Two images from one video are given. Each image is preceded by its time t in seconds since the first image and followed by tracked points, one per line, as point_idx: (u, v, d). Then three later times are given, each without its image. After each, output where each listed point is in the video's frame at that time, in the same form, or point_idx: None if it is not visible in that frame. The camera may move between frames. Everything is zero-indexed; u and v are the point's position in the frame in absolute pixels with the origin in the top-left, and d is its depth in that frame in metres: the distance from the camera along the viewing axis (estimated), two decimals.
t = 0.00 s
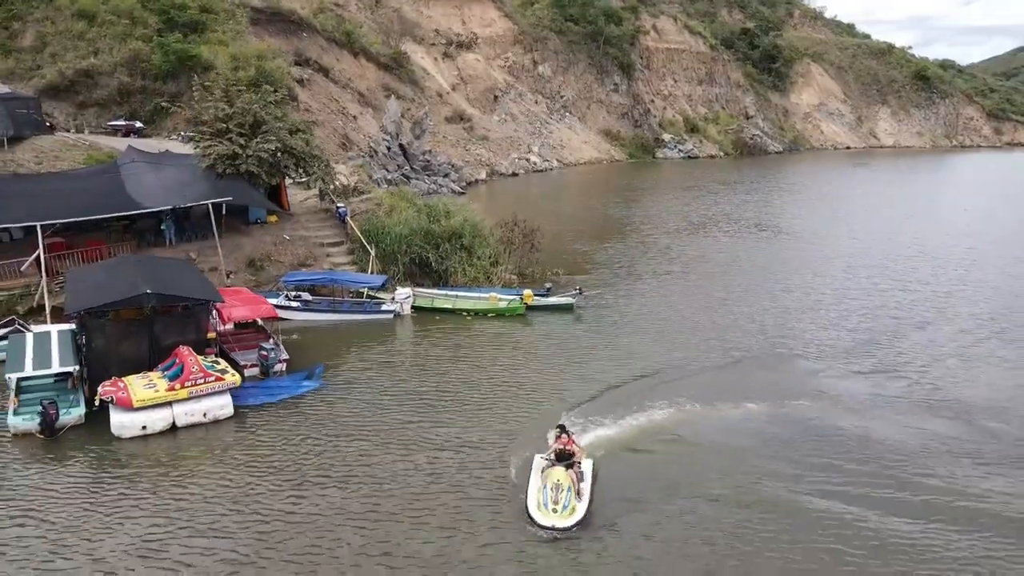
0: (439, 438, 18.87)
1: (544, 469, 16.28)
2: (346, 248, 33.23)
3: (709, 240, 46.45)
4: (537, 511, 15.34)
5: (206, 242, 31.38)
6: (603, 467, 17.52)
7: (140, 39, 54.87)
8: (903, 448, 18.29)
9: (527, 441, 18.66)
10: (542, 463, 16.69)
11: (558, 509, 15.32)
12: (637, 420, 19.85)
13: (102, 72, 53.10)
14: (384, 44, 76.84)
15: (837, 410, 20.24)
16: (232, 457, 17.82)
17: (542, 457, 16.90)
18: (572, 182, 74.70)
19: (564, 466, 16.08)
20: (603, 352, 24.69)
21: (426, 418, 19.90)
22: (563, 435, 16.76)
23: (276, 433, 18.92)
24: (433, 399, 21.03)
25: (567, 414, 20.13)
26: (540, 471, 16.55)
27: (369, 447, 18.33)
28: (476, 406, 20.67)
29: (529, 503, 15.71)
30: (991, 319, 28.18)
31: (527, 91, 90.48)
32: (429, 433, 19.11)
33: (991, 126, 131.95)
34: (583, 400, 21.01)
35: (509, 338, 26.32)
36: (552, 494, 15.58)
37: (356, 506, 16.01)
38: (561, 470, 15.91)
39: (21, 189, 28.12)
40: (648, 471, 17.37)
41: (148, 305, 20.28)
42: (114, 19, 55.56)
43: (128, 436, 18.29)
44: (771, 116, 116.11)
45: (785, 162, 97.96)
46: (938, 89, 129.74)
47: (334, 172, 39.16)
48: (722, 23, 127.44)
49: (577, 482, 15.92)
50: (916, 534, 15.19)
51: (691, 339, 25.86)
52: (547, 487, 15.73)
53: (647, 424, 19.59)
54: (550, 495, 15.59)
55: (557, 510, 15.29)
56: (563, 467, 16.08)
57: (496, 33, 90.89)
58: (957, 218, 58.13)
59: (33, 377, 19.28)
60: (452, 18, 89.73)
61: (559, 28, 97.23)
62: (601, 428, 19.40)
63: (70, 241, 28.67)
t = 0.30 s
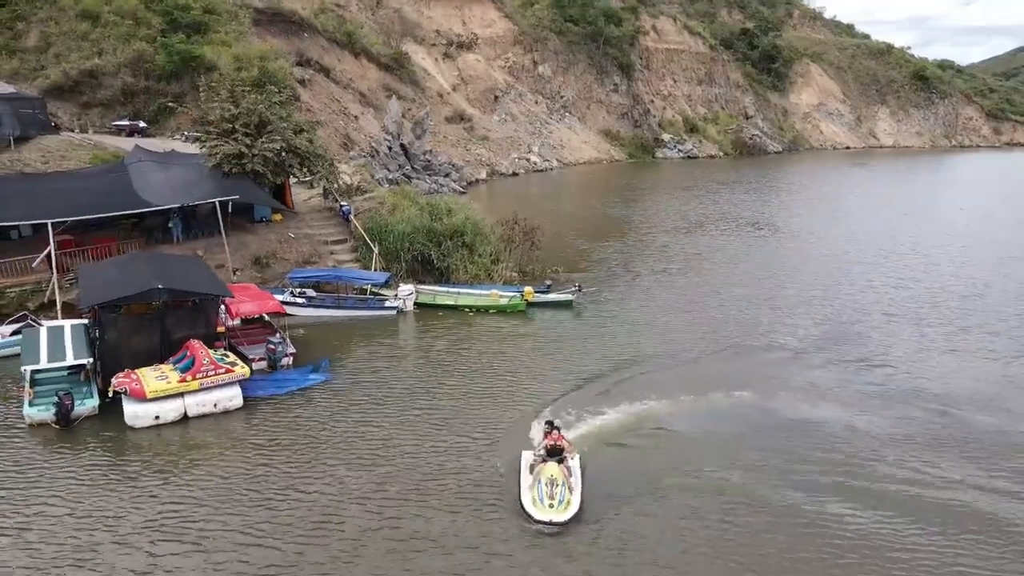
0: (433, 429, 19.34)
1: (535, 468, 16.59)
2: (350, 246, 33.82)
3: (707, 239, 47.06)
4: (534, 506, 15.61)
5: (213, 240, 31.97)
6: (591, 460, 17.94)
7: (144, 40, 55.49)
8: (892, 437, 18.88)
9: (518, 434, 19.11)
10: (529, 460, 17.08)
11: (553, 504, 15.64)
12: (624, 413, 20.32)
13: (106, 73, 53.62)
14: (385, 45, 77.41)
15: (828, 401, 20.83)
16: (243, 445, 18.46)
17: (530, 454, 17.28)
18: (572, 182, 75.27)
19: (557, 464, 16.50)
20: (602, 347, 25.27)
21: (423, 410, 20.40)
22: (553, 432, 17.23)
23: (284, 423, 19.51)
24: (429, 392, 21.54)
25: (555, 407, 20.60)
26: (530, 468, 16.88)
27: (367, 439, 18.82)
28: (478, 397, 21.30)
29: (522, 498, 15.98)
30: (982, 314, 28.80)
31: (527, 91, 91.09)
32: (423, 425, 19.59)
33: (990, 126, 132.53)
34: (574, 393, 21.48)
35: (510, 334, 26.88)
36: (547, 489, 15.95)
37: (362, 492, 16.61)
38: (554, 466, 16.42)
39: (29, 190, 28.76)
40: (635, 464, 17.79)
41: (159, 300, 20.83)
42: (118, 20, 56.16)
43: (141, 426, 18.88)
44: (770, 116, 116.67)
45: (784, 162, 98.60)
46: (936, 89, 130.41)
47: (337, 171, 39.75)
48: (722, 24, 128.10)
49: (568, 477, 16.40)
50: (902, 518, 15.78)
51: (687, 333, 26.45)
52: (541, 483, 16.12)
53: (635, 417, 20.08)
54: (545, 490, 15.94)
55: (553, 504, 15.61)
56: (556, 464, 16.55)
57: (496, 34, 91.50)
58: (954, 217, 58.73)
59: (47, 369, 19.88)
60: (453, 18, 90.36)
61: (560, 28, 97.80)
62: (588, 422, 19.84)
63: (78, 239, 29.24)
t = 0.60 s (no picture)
0: (426, 425, 19.70)
1: (528, 472, 16.58)
2: (352, 245, 34.32)
3: (705, 238, 47.59)
4: (532, 507, 15.72)
5: (218, 239, 32.46)
6: (580, 457, 18.26)
7: (146, 41, 55.99)
8: (884, 431, 19.34)
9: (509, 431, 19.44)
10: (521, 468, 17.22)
11: (552, 503, 15.74)
12: (613, 410, 20.64)
13: (109, 74, 54.11)
14: (385, 45, 77.91)
15: (821, 396, 21.29)
16: (252, 437, 18.98)
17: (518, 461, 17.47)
18: (572, 182, 75.76)
19: (550, 462, 16.50)
20: (600, 342, 25.78)
21: (419, 407, 20.79)
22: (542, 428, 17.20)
23: (290, 417, 19.97)
24: (425, 389, 21.92)
25: (545, 404, 20.91)
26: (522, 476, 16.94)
27: (363, 434, 19.19)
28: (479, 392, 21.84)
29: (519, 506, 16.01)
30: (976, 311, 29.29)
31: (527, 91, 91.61)
32: (417, 421, 19.94)
33: (989, 127, 133.08)
34: (564, 390, 21.84)
35: (510, 331, 27.36)
36: (544, 489, 16.01)
37: (364, 483, 17.07)
38: (548, 466, 16.41)
39: (36, 190, 29.25)
40: (623, 460, 18.12)
41: (168, 297, 21.31)
42: (120, 21, 56.67)
43: (151, 419, 19.38)
44: (770, 116, 117.10)
45: (784, 162, 99.13)
46: (935, 89, 130.92)
47: (340, 171, 40.23)
48: (721, 24, 128.64)
49: (562, 477, 16.47)
50: (893, 507, 16.23)
51: (683, 330, 26.91)
52: (538, 483, 16.17)
53: (623, 413, 20.42)
54: (542, 490, 16.02)
55: (550, 504, 15.71)
56: (549, 462, 16.53)
57: (496, 34, 92.00)
58: (951, 217, 59.21)
59: (59, 365, 20.30)
60: (453, 19, 90.87)
61: (559, 29, 98.28)
62: (576, 419, 20.13)
63: (85, 238, 29.71)
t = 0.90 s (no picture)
0: (429, 418, 20.19)
1: (521, 472, 16.73)
2: (355, 244, 34.82)
3: (704, 237, 48.06)
4: (532, 506, 15.89)
5: (222, 238, 32.96)
6: (570, 450, 18.63)
7: (149, 42, 56.50)
8: (876, 423, 19.79)
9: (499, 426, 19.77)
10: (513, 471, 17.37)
11: (551, 500, 15.93)
12: (610, 402, 21.14)
13: (112, 74, 54.62)
14: (386, 46, 78.40)
15: (814, 389, 21.75)
16: (260, 429, 19.48)
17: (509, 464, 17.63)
18: (572, 182, 76.21)
19: (544, 460, 16.70)
20: (598, 338, 26.28)
21: (420, 401, 21.17)
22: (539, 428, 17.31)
23: (296, 411, 20.44)
24: (428, 384, 22.39)
25: (544, 398, 21.40)
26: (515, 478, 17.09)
27: (368, 426, 19.68)
28: (480, 385, 22.32)
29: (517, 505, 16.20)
30: (969, 307, 29.71)
31: (528, 92, 92.09)
32: (413, 415, 20.35)
33: (989, 127, 133.54)
34: (559, 385, 22.22)
35: (511, 328, 27.82)
36: (542, 486, 16.14)
37: (367, 472, 17.58)
38: (543, 463, 16.52)
39: (43, 191, 29.77)
40: (612, 452, 18.50)
41: (175, 294, 21.80)
42: (123, 22, 57.19)
43: (161, 412, 19.87)
44: (770, 116, 117.57)
45: (783, 162, 99.53)
46: (935, 89, 131.31)
47: (342, 171, 40.72)
48: (721, 24, 129.16)
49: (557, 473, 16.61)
50: (884, 496, 16.67)
51: (680, 325, 27.38)
52: (536, 481, 16.29)
53: (614, 407, 20.83)
54: (540, 488, 16.15)
55: (550, 501, 15.90)
56: (543, 459, 16.68)
57: (496, 34, 92.48)
58: (949, 217, 59.57)
59: (69, 359, 20.89)
60: (453, 19, 91.34)
61: (559, 29, 98.78)
62: (566, 414, 20.47)
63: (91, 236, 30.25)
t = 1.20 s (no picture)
0: (431, 407, 20.71)
1: (517, 466, 16.83)
2: (357, 241, 35.29)
3: (702, 235, 48.52)
4: (533, 498, 16.03)
5: (226, 235, 33.43)
6: (564, 440, 19.04)
7: (151, 41, 56.86)
8: (868, 413, 20.23)
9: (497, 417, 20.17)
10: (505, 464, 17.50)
11: (552, 492, 16.08)
12: (608, 393, 21.61)
13: (115, 73, 54.93)
14: (386, 46, 78.85)
15: (808, 381, 22.20)
16: (267, 419, 19.96)
17: (501, 458, 17.73)
18: (572, 182, 76.62)
19: (541, 453, 16.88)
20: (597, 332, 26.76)
21: (422, 393, 21.58)
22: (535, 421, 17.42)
23: (301, 401, 20.91)
24: (429, 376, 22.85)
25: (543, 389, 21.88)
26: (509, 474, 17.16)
27: (372, 416, 20.15)
28: (480, 377, 22.83)
29: (517, 498, 16.27)
30: (964, 303, 30.15)
31: (528, 92, 92.52)
32: (413, 407, 20.73)
33: (988, 127, 134.06)
34: (556, 377, 22.71)
35: (511, 322, 28.28)
36: (543, 479, 16.29)
37: (371, 458, 18.06)
38: (541, 456, 16.70)
39: (47, 189, 30.26)
40: (606, 442, 18.90)
41: (182, 288, 22.25)
42: (125, 21, 57.58)
43: (169, 402, 20.34)
44: (769, 116, 118.04)
45: (783, 162, 99.96)
46: (935, 89, 131.72)
47: (344, 169, 41.20)
48: (721, 24, 129.62)
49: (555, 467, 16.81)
50: (875, 483, 17.13)
51: (676, 319, 27.85)
52: (535, 473, 16.44)
53: (609, 399, 21.23)
54: (541, 480, 16.31)
55: (551, 493, 16.06)
56: (540, 452, 16.87)
57: (496, 34, 92.92)
58: (947, 216, 59.99)
59: (78, 351, 21.35)
60: (453, 19, 91.73)
61: (559, 29, 99.25)
62: (561, 406, 20.84)
63: (97, 232, 30.76)
